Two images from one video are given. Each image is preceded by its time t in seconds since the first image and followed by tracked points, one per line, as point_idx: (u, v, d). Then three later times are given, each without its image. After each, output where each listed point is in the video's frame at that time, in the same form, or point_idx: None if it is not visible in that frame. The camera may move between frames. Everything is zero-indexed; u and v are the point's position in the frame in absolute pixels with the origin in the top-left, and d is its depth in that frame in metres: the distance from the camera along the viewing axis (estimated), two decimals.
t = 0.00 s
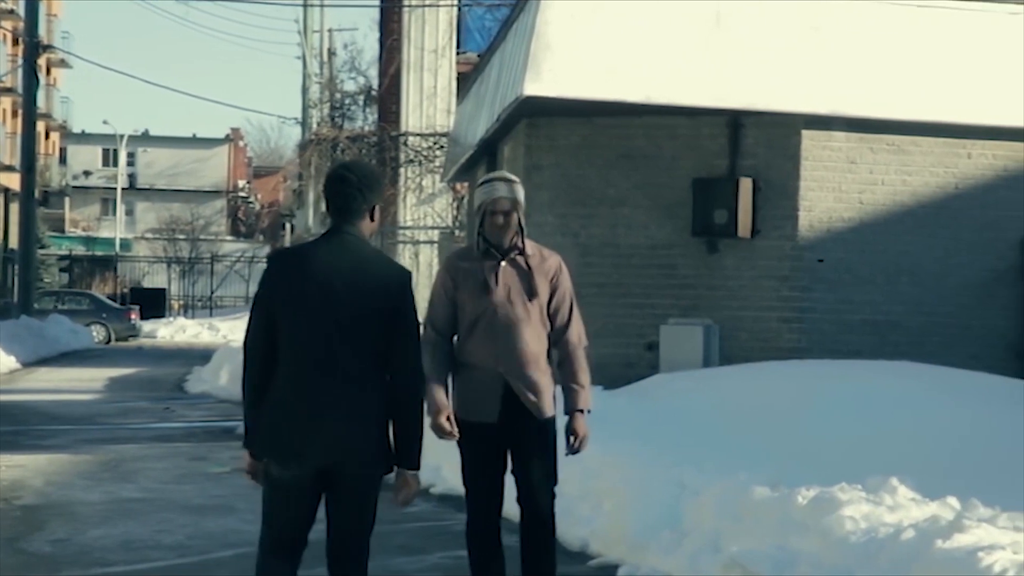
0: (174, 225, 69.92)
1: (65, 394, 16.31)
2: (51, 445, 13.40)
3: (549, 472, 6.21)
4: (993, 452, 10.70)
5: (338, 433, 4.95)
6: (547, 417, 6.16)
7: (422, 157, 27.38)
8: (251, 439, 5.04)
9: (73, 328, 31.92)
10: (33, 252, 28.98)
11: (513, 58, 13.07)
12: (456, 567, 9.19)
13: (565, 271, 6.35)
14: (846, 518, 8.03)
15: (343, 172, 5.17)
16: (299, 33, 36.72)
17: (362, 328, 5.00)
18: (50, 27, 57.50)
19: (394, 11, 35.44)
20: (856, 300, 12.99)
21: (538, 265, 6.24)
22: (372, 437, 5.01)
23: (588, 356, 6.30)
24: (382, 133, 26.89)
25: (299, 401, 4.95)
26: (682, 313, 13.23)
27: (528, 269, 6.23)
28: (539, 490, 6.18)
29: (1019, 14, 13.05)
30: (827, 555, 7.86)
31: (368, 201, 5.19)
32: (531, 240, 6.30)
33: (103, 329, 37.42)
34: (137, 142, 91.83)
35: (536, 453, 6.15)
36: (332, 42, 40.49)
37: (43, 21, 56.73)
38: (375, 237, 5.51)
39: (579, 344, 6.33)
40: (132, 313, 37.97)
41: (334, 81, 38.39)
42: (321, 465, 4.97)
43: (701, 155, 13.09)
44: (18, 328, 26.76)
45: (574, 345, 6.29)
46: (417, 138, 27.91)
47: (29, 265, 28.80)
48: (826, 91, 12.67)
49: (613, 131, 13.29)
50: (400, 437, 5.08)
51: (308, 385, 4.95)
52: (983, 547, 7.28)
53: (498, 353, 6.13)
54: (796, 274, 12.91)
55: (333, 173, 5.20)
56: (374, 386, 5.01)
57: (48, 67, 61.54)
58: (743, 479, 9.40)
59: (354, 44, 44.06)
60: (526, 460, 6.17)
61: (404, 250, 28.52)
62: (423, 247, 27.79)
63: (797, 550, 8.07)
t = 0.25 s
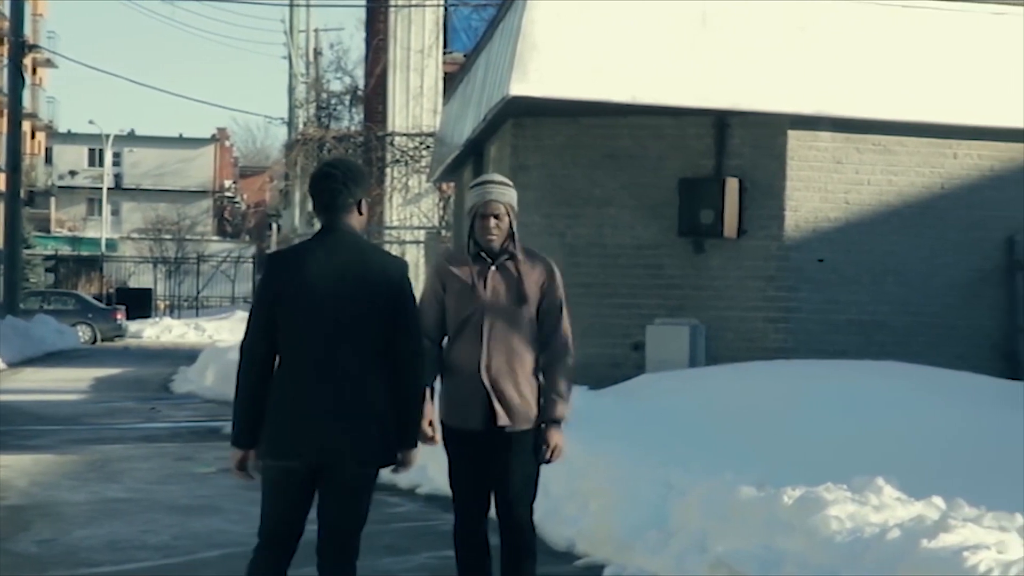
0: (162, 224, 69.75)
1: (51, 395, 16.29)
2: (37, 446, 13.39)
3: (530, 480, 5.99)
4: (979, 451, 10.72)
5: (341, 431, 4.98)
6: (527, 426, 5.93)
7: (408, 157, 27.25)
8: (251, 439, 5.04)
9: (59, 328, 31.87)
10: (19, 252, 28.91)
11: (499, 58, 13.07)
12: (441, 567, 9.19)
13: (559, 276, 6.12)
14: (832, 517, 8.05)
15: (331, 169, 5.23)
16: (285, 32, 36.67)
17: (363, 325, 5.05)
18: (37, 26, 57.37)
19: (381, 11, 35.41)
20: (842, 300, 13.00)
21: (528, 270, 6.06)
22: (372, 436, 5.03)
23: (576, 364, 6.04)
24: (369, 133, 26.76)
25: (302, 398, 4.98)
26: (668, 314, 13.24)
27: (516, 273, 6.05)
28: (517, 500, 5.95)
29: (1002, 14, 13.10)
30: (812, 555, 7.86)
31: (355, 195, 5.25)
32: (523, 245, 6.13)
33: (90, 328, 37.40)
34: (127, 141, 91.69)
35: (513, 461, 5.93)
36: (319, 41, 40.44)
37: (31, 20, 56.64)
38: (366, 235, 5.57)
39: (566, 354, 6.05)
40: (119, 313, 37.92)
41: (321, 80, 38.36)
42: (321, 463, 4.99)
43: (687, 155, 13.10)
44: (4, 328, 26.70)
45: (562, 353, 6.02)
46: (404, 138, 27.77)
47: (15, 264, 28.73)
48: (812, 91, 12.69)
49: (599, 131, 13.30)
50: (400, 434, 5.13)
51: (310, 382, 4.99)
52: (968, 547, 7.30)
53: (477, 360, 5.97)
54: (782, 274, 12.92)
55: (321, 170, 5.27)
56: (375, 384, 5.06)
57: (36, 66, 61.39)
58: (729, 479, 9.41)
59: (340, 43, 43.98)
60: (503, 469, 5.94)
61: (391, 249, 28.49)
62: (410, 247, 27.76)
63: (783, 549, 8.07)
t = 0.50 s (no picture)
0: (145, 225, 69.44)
1: (36, 395, 16.26)
2: (22, 446, 13.37)
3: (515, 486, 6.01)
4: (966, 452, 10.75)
5: (333, 431, 5.03)
6: (515, 434, 5.90)
7: (395, 158, 27.32)
8: (252, 441, 5.15)
9: (44, 328, 31.80)
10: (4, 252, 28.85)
11: (485, 58, 13.06)
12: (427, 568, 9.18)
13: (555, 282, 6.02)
14: (818, 518, 8.06)
15: (315, 173, 5.26)
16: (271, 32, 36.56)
17: (350, 326, 5.07)
18: (22, 26, 57.26)
19: (367, 11, 35.30)
20: (828, 300, 13.01)
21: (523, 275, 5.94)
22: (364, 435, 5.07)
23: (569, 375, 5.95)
24: (357, 134, 27.11)
25: (294, 400, 5.06)
26: (654, 314, 13.24)
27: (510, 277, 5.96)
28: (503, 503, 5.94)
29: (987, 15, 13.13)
30: (799, 553, 7.87)
31: (345, 197, 5.27)
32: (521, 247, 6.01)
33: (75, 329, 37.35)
34: (115, 141, 91.47)
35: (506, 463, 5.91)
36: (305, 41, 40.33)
37: (16, 20, 56.51)
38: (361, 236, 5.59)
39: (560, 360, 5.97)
40: (103, 313, 37.85)
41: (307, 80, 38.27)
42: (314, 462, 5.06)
43: (673, 155, 13.11)
44: None
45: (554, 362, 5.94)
46: (390, 138, 27.72)
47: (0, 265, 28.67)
48: (798, 91, 12.70)
49: (586, 131, 13.30)
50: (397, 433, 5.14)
51: (301, 384, 5.06)
52: (953, 546, 7.29)
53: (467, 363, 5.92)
54: (768, 274, 12.93)
55: (312, 171, 5.28)
56: (366, 383, 5.09)
57: (21, 66, 61.24)
58: (716, 479, 9.40)
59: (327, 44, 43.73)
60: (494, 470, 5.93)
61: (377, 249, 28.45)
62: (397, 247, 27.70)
63: (769, 549, 8.05)
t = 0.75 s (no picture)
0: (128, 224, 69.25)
1: (21, 395, 16.25)
2: (7, 446, 13.36)
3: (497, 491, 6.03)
4: (952, 451, 10.79)
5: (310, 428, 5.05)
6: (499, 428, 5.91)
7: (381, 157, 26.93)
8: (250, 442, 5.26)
9: (27, 328, 31.74)
10: None
11: (471, 58, 13.06)
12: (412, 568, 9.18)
13: (539, 275, 6.04)
14: (803, 518, 8.08)
15: (298, 173, 5.32)
16: (255, 32, 36.47)
17: (320, 322, 5.08)
18: (7, 25, 57.11)
19: (354, 10, 35.12)
20: (813, 300, 13.04)
21: (505, 268, 6.00)
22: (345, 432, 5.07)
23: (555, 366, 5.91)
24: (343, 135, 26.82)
25: (275, 399, 5.12)
26: (640, 314, 13.25)
27: (494, 270, 6.02)
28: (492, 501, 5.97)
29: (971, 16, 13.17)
30: (784, 554, 7.87)
31: (329, 197, 5.30)
32: (505, 241, 6.06)
33: (60, 330, 37.27)
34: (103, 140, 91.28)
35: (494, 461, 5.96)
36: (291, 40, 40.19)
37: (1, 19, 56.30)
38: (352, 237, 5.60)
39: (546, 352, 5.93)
40: (88, 313, 37.80)
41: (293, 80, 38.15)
42: (299, 462, 5.10)
43: (658, 155, 13.13)
44: None
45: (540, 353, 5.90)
46: (376, 138, 27.54)
47: None
48: (783, 92, 12.72)
49: (571, 132, 13.30)
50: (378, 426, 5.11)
51: (280, 383, 5.12)
52: (938, 547, 7.30)
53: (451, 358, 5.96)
54: (753, 274, 12.96)
55: (295, 174, 5.35)
56: (342, 379, 5.08)
57: (6, 65, 61.02)
58: (701, 479, 9.41)
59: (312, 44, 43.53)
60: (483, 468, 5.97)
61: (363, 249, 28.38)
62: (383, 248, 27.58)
63: (754, 549, 8.06)
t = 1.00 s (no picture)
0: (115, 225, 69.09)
1: (6, 395, 16.24)
2: None
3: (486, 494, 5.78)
4: (940, 453, 10.79)
5: (289, 425, 5.10)
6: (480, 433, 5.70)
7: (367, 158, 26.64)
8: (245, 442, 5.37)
9: (12, 328, 31.73)
10: None
11: (457, 58, 13.06)
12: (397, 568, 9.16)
13: (516, 274, 5.84)
14: (788, 517, 8.04)
15: (285, 172, 5.36)
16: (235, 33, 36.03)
17: (298, 321, 5.14)
18: None
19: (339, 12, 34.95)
20: (798, 300, 13.05)
21: (480, 269, 5.80)
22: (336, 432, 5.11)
23: (532, 366, 5.71)
24: (327, 134, 26.49)
25: (259, 399, 5.20)
26: (625, 314, 13.26)
27: (469, 272, 5.83)
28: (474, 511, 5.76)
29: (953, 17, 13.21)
30: (768, 553, 7.86)
31: (314, 197, 5.35)
32: (481, 241, 5.88)
33: (45, 330, 37.26)
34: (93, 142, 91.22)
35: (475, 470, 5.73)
36: (276, 41, 40.08)
37: None
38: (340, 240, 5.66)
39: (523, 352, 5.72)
40: (73, 313, 37.82)
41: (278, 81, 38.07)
42: (283, 463, 5.16)
43: (644, 155, 13.14)
44: None
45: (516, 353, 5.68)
46: (362, 139, 27.30)
47: None
48: (769, 92, 12.73)
49: (557, 132, 13.30)
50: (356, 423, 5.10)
51: (263, 383, 5.19)
52: (923, 546, 7.26)
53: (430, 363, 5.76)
54: (738, 274, 12.97)
55: (280, 174, 5.41)
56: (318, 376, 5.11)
57: None
58: (686, 479, 9.41)
59: (297, 43, 43.33)
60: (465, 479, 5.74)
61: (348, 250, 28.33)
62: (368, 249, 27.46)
63: (739, 549, 8.05)
